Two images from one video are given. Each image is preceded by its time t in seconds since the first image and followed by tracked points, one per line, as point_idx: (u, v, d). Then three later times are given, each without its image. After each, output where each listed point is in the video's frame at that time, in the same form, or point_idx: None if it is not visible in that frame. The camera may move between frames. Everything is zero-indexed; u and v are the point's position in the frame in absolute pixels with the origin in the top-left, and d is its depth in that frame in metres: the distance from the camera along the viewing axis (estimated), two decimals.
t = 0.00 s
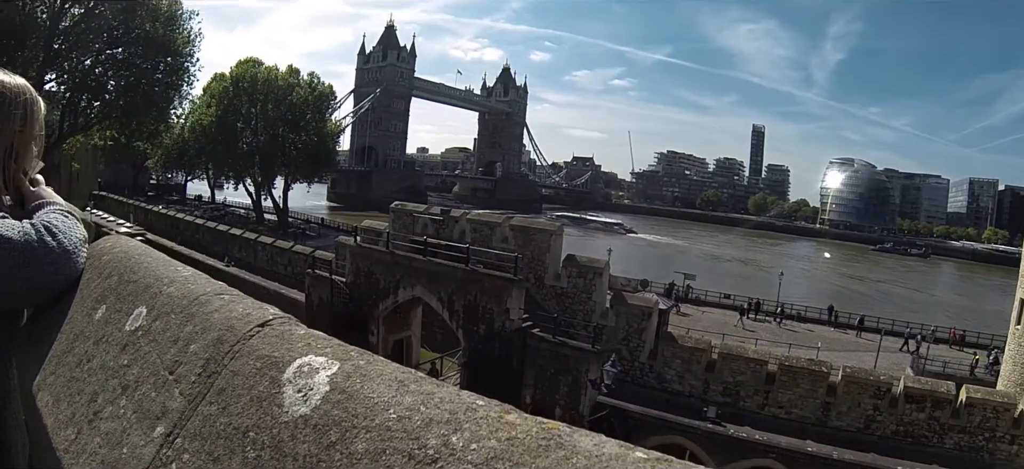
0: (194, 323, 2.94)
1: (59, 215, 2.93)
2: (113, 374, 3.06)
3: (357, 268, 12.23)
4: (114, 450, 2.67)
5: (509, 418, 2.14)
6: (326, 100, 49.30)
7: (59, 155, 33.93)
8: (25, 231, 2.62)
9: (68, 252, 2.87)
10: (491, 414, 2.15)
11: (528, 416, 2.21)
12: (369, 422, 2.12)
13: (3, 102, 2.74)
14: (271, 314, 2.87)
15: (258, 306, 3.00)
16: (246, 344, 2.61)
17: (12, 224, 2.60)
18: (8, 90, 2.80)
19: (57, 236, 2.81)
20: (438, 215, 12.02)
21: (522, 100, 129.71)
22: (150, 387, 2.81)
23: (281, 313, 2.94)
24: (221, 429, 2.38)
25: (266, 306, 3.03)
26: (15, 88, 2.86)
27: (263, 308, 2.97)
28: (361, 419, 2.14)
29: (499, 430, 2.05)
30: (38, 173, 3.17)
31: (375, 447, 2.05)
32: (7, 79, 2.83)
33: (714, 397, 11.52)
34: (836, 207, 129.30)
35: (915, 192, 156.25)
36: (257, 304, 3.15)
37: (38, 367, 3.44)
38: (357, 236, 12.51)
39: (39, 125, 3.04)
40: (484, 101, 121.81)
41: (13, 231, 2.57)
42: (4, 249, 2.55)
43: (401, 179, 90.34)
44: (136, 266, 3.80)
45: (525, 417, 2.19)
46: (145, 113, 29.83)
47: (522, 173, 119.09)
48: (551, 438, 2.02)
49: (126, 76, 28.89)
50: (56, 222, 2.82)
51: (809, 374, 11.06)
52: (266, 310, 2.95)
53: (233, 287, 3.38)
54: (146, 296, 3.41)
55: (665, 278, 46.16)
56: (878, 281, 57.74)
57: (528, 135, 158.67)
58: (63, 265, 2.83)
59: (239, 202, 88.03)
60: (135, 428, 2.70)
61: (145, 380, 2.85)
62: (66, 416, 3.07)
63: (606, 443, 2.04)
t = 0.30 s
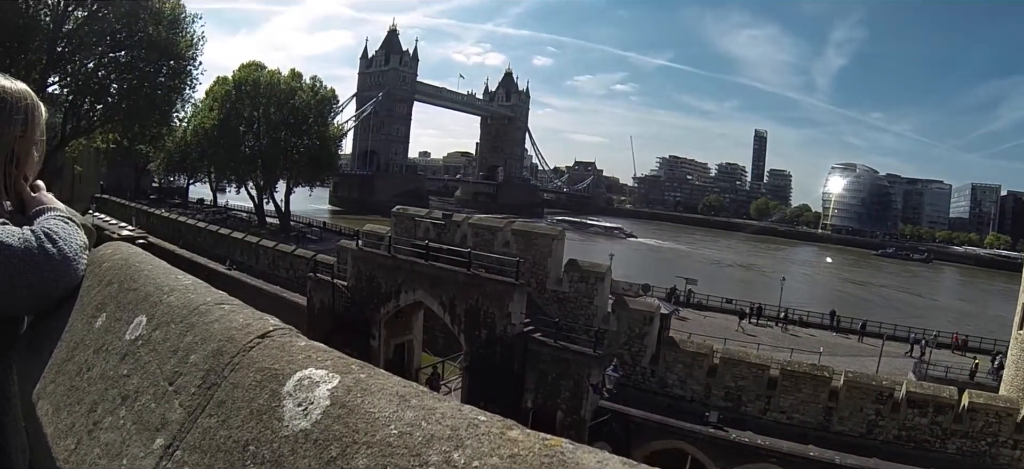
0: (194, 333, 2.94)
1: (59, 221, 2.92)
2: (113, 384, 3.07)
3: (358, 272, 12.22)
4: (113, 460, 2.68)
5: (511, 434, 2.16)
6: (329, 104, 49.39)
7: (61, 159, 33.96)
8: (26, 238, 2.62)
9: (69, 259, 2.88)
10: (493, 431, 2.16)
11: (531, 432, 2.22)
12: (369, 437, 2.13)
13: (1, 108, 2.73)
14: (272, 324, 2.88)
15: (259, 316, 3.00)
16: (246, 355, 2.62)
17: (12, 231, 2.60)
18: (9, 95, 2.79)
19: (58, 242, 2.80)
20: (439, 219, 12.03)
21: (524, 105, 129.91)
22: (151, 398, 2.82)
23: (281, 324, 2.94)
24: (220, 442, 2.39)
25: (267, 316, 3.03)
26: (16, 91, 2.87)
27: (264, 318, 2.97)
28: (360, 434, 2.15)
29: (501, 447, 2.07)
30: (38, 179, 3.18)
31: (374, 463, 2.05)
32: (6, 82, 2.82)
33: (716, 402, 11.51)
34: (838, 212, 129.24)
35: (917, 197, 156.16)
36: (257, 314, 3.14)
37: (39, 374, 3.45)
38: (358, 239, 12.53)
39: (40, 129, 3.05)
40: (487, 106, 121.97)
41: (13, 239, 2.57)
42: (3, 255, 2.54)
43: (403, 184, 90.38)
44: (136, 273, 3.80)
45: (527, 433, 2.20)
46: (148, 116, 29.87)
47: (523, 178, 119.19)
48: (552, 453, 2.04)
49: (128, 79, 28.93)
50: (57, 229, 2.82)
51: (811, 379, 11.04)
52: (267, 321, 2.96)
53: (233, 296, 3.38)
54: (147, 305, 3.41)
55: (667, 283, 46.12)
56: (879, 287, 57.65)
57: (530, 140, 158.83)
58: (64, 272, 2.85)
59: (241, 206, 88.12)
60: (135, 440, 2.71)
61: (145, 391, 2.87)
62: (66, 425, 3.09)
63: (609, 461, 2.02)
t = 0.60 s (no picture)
0: (192, 344, 2.92)
1: (59, 228, 2.92)
2: (111, 394, 3.05)
3: (360, 277, 12.22)
4: None
5: (510, 455, 2.15)
6: (331, 109, 49.47)
7: (64, 162, 34.04)
8: (24, 245, 2.61)
9: (67, 267, 2.88)
10: (492, 450, 2.16)
11: (530, 451, 2.22)
12: (367, 455, 2.11)
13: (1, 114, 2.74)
14: (271, 337, 2.87)
15: (258, 329, 2.98)
16: (245, 368, 2.61)
17: (11, 238, 2.60)
18: (9, 101, 2.81)
19: (56, 251, 2.80)
20: (441, 225, 12.02)
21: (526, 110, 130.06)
22: (148, 410, 2.81)
23: (280, 336, 2.94)
24: (217, 457, 2.37)
25: (266, 328, 3.02)
26: (16, 98, 2.86)
27: (264, 330, 2.96)
28: (359, 452, 2.13)
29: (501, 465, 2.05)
30: (38, 186, 3.17)
31: None
32: (7, 91, 2.83)
33: (718, 408, 11.49)
34: (840, 217, 129.23)
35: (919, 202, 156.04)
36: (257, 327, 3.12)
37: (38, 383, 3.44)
38: (361, 244, 12.52)
39: (40, 135, 3.04)
40: (489, 111, 122.13)
41: (11, 245, 2.56)
42: (2, 263, 2.54)
43: (405, 189, 90.49)
44: (135, 281, 3.77)
45: (526, 453, 2.20)
46: (150, 120, 29.93)
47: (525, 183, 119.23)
48: None
49: (131, 83, 29.01)
50: (55, 236, 2.81)
51: (813, 384, 11.03)
52: (266, 333, 2.95)
53: (232, 307, 3.36)
54: (145, 315, 3.38)
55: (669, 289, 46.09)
56: (881, 292, 57.59)
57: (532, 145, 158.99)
58: (62, 280, 2.85)
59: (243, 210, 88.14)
60: (133, 451, 2.69)
61: (142, 402, 2.85)
62: (63, 435, 3.08)
63: None
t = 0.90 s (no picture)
0: (189, 358, 2.93)
1: (57, 236, 2.91)
2: (107, 407, 3.05)
3: (360, 283, 12.24)
4: None
5: None
6: (332, 114, 49.54)
7: (65, 166, 34.01)
8: (22, 252, 2.62)
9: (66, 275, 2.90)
10: None
11: None
12: None
13: (2, 121, 2.76)
14: (268, 351, 2.88)
15: (255, 343, 2.99)
16: (241, 383, 2.62)
17: (9, 246, 2.61)
18: (8, 109, 2.81)
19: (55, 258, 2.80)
20: (442, 231, 12.03)
21: (527, 116, 130.24)
22: (145, 423, 2.81)
23: (278, 350, 2.95)
24: None
25: (264, 341, 3.03)
26: (15, 105, 2.87)
27: (261, 344, 2.97)
28: None
29: None
30: (38, 192, 3.17)
31: None
32: (7, 97, 2.83)
33: (719, 414, 11.48)
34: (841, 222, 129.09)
35: (920, 207, 155.96)
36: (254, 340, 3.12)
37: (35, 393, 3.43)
38: (361, 250, 12.52)
39: (40, 142, 3.05)
40: (490, 116, 122.29)
41: (10, 254, 2.57)
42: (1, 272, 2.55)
43: (405, 194, 90.44)
44: (134, 292, 3.77)
45: None
46: (151, 125, 29.95)
47: (526, 189, 119.25)
48: None
49: (133, 88, 29.02)
50: (54, 244, 2.81)
51: (814, 390, 11.02)
52: (263, 347, 2.96)
53: (231, 320, 3.36)
54: (142, 327, 3.37)
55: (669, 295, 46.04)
56: (882, 297, 57.50)
57: (533, 151, 159.16)
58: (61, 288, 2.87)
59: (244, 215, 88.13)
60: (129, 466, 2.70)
61: (139, 415, 2.86)
62: (59, 447, 3.07)
63: None
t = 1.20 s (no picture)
0: (184, 372, 2.90)
1: (53, 244, 2.92)
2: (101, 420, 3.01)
3: (360, 288, 12.24)
4: None
5: None
6: (332, 120, 49.56)
7: (65, 170, 33.91)
8: (18, 262, 2.63)
9: (61, 284, 2.89)
10: None
11: None
12: None
13: None
14: (263, 367, 2.87)
15: (251, 358, 2.97)
16: (235, 400, 2.62)
17: (4, 255, 2.62)
18: (6, 116, 2.79)
19: (50, 268, 2.82)
20: (442, 237, 12.03)
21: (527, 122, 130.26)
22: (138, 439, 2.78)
23: (274, 366, 2.93)
24: None
25: (259, 356, 3.02)
26: (12, 113, 2.88)
27: (256, 359, 2.95)
28: None
29: None
30: (34, 201, 3.17)
31: None
32: (3, 105, 2.84)
33: (719, 420, 11.47)
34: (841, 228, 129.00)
35: (920, 212, 156.09)
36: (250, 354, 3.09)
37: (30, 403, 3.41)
38: (361, 256, 12.53)
39: (37, 150, 3.05)
40: (489, 122, 122.32)
41: (5, 263, 2.57)
42: None
43: (404, 200, 90.33)
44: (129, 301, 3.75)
45: None
46: (152, 129, 29.90)
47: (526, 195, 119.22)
48: None
49: (133, 92, 28.96)
50: (49, 253, 2.81)
51: (814, 396, 11.02)
52: (258, 362, 2.94)
53: (226, 334, 3.32)
54: (136, 338, 3.31)
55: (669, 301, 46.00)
56: (882, 302, 57.42)
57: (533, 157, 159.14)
58: (57, 296, 2.87)
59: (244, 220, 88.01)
60: None
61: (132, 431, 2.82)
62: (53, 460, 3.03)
63: None
